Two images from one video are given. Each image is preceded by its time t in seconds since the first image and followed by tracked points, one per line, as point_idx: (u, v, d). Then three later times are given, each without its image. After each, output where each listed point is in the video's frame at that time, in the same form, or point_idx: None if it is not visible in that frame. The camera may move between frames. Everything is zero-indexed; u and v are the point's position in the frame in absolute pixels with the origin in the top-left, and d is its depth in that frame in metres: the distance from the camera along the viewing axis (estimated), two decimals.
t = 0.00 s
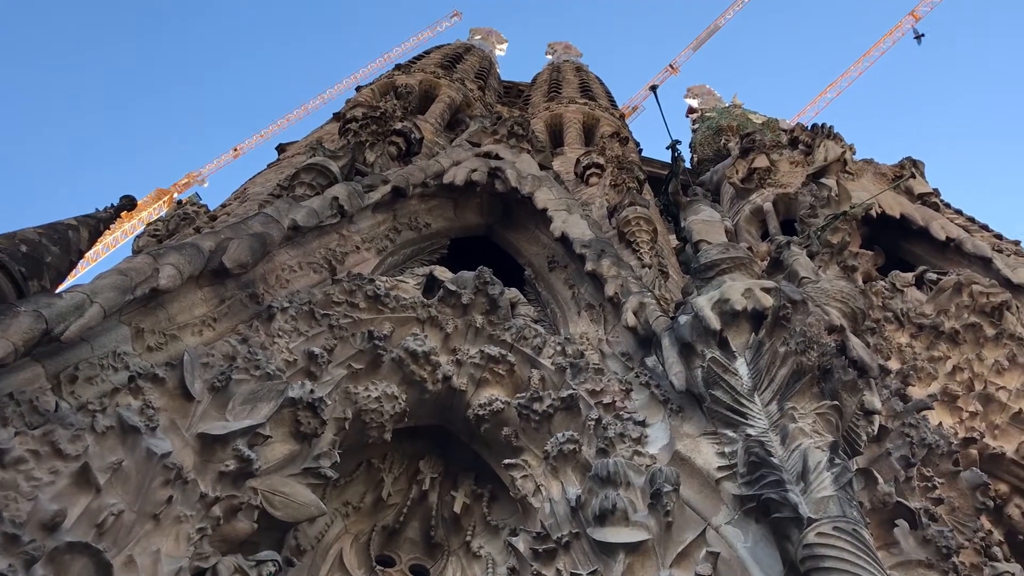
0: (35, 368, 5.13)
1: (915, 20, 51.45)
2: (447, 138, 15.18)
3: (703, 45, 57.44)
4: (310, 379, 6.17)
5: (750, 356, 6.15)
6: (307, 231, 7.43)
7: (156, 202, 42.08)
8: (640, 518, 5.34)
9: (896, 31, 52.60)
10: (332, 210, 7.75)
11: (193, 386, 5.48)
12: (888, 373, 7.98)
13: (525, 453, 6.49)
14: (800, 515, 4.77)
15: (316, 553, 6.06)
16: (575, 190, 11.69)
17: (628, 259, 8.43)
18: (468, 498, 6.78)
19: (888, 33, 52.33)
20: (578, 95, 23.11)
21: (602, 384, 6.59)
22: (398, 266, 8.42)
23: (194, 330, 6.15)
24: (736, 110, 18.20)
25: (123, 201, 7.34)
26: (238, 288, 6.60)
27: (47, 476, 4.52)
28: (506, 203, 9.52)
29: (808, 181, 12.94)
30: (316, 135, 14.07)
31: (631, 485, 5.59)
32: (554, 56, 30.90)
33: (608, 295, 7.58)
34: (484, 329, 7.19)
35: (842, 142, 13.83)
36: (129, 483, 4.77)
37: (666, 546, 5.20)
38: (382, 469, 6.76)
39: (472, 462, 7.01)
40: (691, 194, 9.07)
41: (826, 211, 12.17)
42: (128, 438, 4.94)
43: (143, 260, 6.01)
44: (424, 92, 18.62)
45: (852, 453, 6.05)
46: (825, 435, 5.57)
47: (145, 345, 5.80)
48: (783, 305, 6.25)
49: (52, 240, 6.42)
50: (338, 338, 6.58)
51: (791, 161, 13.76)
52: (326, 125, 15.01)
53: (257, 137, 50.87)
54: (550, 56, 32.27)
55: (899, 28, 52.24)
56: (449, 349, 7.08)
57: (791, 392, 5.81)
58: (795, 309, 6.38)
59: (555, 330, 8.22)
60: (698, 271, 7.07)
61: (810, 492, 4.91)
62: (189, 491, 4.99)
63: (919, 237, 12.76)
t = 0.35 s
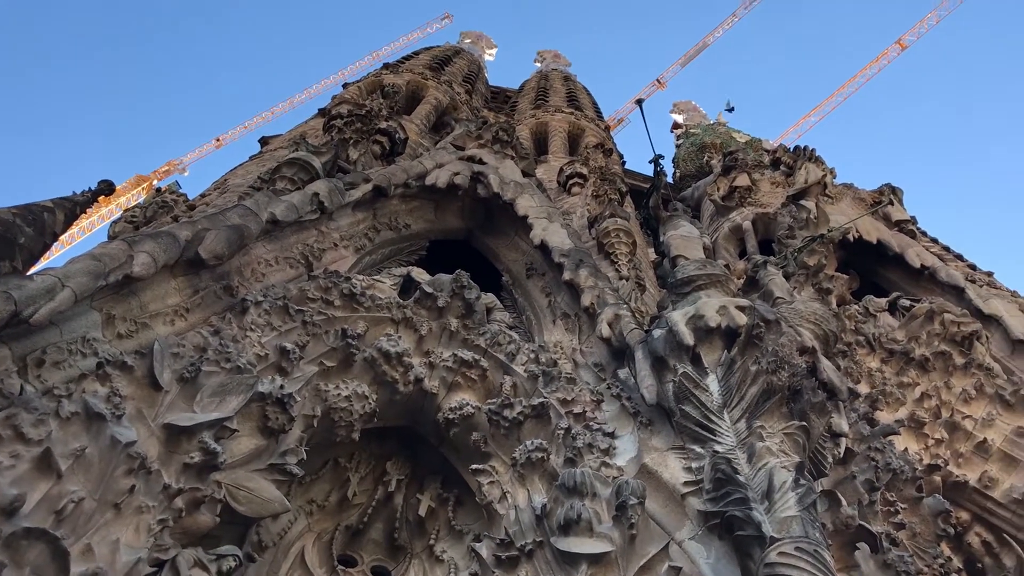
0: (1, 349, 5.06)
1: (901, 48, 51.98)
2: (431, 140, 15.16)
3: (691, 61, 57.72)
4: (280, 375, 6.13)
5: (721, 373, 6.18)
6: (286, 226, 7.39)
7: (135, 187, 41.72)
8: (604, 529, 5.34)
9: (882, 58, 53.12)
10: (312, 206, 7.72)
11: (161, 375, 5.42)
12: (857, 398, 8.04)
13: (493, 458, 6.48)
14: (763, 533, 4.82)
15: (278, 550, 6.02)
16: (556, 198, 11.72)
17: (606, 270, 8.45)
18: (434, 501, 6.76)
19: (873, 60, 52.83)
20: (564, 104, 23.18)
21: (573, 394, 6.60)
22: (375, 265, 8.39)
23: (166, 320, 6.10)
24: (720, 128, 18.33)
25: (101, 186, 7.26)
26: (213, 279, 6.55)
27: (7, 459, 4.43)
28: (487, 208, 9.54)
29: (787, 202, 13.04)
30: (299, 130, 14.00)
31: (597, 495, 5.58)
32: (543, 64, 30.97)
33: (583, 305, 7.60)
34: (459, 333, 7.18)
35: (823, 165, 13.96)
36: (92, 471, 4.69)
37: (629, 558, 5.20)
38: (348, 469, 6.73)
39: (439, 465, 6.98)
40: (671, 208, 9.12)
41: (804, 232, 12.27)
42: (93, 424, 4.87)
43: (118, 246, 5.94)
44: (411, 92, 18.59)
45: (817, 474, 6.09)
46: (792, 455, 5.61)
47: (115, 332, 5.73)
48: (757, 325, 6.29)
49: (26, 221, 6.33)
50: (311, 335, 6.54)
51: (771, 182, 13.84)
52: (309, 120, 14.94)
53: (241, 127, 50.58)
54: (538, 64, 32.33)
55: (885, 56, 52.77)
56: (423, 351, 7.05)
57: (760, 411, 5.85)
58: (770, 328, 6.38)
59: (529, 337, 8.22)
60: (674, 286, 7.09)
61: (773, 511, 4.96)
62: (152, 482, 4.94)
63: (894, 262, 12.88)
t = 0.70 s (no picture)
0: None
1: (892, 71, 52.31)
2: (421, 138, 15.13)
3: (683, 73, 57.90)
4: (257, 367, 6.11)
5: (699, 386, 6.20)
6: (271, 217, 7.36)
7: (121, 171, 41.42)
8: (575, 536, 5.34)
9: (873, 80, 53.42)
10: (298, 198, 7.69)
11: (138, 361, 5.38)
12: (833, 417, 8.09)
13: (468, 460, 6.46)
14: (733, 547, 4.85)
15: (247, 542, 5.99)
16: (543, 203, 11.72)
17: (589, 277, 8.50)
18: (406, 500, 6.72)
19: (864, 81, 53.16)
20: (556, 110, 23.20)
21: (551, 399, 6.63)
22: (359, 261, 8.36)
23: (145, 306, 6.06)
24: (710, 142, 18.40)
25: (86, 167, 7.20)
26: (195, 268, 6.51)
27: None
28: (474, 209, 9.53)
29: (773, 218, 13.11)
30: (289, 121, 13.94)
31: (569, 501, 5.58)
32: (537, 68, 31.00)
33: (566, 311, 7.61)
34: (440, 333, 7.16)
35: (810, 183, 14.05)
36: (62, 455, 4.65)
37: (597, 566, 5.23)
38: (322, 464, 6.68)
39: (413, 464, 6.94)
40: (658, 219, 9.14)
41: (788, 249, 12.33)
42: (66, 408, 4.81)
43: (101, 229, 5.89)
44: (403, 90, 18.55)
45: (789, 490, 6.12)
46: (765, 470, 5.64)
47: (93, 316, 5.70)
48: (737, 339, 6.38)
49: (9, 200, 6.27)
50: (291, 328, 6.51)
51: (758, 197, 13.90)
52: (300, 113, 14.87)
53: (232, 116, 50.32)
54: (531, 68, 32.33)
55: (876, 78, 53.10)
56: (402, 350, 7.03)
57: (736, 425, 5.86)
58: (748, 343, 6.46)
59: (509, 340, 8.23)
60: (657, 296, 7.10)
61: (744, 525, 4.99)
62: (123, 469, 4.91)
63: (875, 283, 12.97)
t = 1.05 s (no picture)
0: None
1: (883, 93, 52.69)
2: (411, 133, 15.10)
3: (676, 83, 58.06)
4: (234, 353, 6.08)
5: (675, 396, 6.24)
6: (256, 203, 7.32)
7: (108, 148, 41.08)
8: (544, 538, 5.35)
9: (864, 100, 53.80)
10: (284, 186, 7.66)
11: (114, 340, 5.33)
12: (806, 433, 8.13)
13: (440, 457, 6.46)
14: (700, 557, 4.94)
15: (214, 528, 5.95)
16: (531, 204, 11.72)
17: (572, 281, 8.51)
18: (377, 494, 6.72)
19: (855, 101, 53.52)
20: (549, 112, 23.22)
21: (527, 401, 6.67)
22: (342, 252, 8.34)
23: (125, 286, 6.01)
24: (699, 153, 18.46)
25: (72, 143, 7.13)
26: (177, 249, 6.46)
27: None
28: (460, 206, 9.51)
29: (757, 233, 13.17)
30: (279, 108, 13.87)
31: (540, 504, 5.59)
32: (531, 70, 31.00)
33: (546, 313, 7.62)
34: (419, 329, 7.12)
35: (796, 200, 14.13)
36: (32, 431, 4.61)
37: (564, 570, 5.25)
38: (293, 453, 6.63)
39: (385, 459, 6.93)
40: (643, 227, 9.17)
41: (771, 264, 12.39)
42: (39, 384, 4.77)
43: (84, 205, 5.84)
44: (396, 84, 18.50)
45: (759, 504, 6.16)
46: (735, 482, 5.70)
47: (71, 292, 5.64)
48: (714, 350, 6.25)
49: None
50: (270, 316, 6.46)
51: (744, 211, 13.93)
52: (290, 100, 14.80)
53: (223, 100, 50.03)
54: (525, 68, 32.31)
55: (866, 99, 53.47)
56: (381, 343, 6.98)
57: (709, 436, 5.92)
58: (727, 354, 6.30)
59: (489, 339, 8.23)
60: (638, 303, 7.12)
61: (713, 536, 5.05)
62: (93, 448, 4.88)
63: (855, 303, 13.05)
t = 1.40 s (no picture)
0: None
1: (874, 110, 52.93)
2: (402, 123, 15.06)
3: (669, 89, 58.19)
4: (212, 334, 6.05)
5: (651, 400, 6.25)
6: (242, 185, 7.28)
7: (95, 122, 40.71)
8: (513, 536, 5.35)
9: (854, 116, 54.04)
10: (271, 169, 7.62)
11: (91, 315, 5.29)
12: (778, 443, 8.17)
13: (414, 449, 6.43)
14: (666, 562, 4.97)
15: (182, 509, 5.93)
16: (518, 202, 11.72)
17: (555, 280, 8.53)
18: (348, 483, 6.70)
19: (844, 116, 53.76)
20: (541, 110, 23.23)
21: (505, 397, 6.67)
22: (326, 240, 8.31)
23: (105, 261, 5.96)
24: (688, 159, 18.52)
25: (59, 114, 7.07)
26: (159, 227, 6.41)
27: None
28: (447, 199, 9.50)
29: (741, 242, 13.24)
30: (270, 91, 13.80)
31: (510, 501, 5.59)
32: (526, 67, 30.99)
33: (528, 311, 7.64)
34: (400, 320, 7.08)
35: (781, 212, 14.21)
36: (3, 401, 4.58)
37: (531, 568, 5.25)
38: (267, 438, 6.61)
39: (358, 448, 6.90)
40: (628, 230, 9.19)
41: (753, 274, 12.45)
42: (12, 355, 4.73)
43: (68, 177, 5.80)
44: (389, 73, 18.45)
45: (728, 512, 6.17)
46: (706, 489, 5.74)
47: (51, 265, 5.59)
48: (692, 356, 6.32)
49: None
50: (250, 299, 6.43)
51: (729, 220, 13.99)
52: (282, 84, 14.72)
53: (214, 79, 49.69)
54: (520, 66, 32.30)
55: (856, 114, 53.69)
56: (360, 332, 6.94)
57: (682, 442, 5.95)
58: (704, 362, 6.41)
59: (469, 334, 8.23)
60: (619, 306, 7.14)
61: (680, 542, 5.09)
62: (64, 422, 4.84)
63: (834, 317, 13.14)
